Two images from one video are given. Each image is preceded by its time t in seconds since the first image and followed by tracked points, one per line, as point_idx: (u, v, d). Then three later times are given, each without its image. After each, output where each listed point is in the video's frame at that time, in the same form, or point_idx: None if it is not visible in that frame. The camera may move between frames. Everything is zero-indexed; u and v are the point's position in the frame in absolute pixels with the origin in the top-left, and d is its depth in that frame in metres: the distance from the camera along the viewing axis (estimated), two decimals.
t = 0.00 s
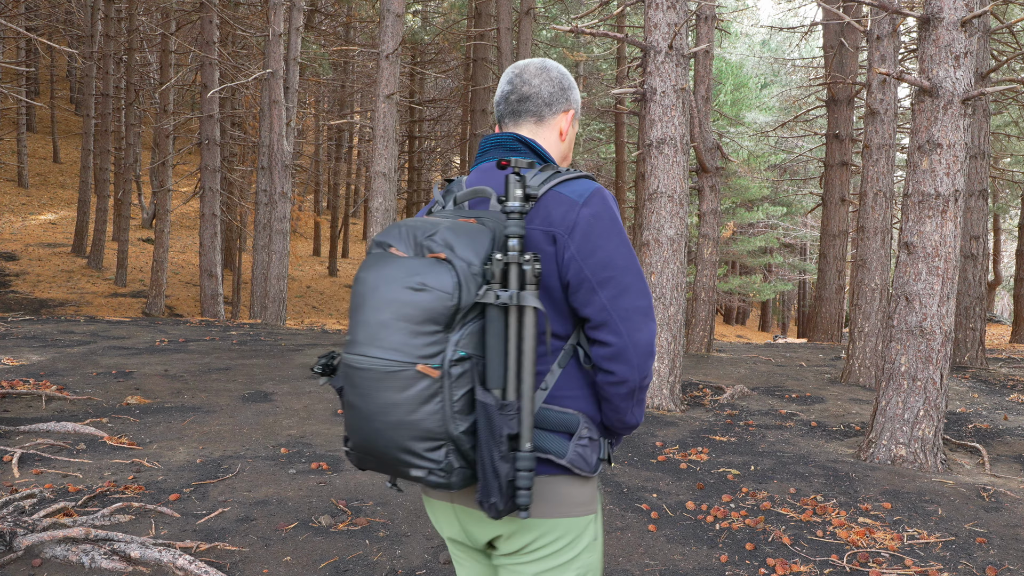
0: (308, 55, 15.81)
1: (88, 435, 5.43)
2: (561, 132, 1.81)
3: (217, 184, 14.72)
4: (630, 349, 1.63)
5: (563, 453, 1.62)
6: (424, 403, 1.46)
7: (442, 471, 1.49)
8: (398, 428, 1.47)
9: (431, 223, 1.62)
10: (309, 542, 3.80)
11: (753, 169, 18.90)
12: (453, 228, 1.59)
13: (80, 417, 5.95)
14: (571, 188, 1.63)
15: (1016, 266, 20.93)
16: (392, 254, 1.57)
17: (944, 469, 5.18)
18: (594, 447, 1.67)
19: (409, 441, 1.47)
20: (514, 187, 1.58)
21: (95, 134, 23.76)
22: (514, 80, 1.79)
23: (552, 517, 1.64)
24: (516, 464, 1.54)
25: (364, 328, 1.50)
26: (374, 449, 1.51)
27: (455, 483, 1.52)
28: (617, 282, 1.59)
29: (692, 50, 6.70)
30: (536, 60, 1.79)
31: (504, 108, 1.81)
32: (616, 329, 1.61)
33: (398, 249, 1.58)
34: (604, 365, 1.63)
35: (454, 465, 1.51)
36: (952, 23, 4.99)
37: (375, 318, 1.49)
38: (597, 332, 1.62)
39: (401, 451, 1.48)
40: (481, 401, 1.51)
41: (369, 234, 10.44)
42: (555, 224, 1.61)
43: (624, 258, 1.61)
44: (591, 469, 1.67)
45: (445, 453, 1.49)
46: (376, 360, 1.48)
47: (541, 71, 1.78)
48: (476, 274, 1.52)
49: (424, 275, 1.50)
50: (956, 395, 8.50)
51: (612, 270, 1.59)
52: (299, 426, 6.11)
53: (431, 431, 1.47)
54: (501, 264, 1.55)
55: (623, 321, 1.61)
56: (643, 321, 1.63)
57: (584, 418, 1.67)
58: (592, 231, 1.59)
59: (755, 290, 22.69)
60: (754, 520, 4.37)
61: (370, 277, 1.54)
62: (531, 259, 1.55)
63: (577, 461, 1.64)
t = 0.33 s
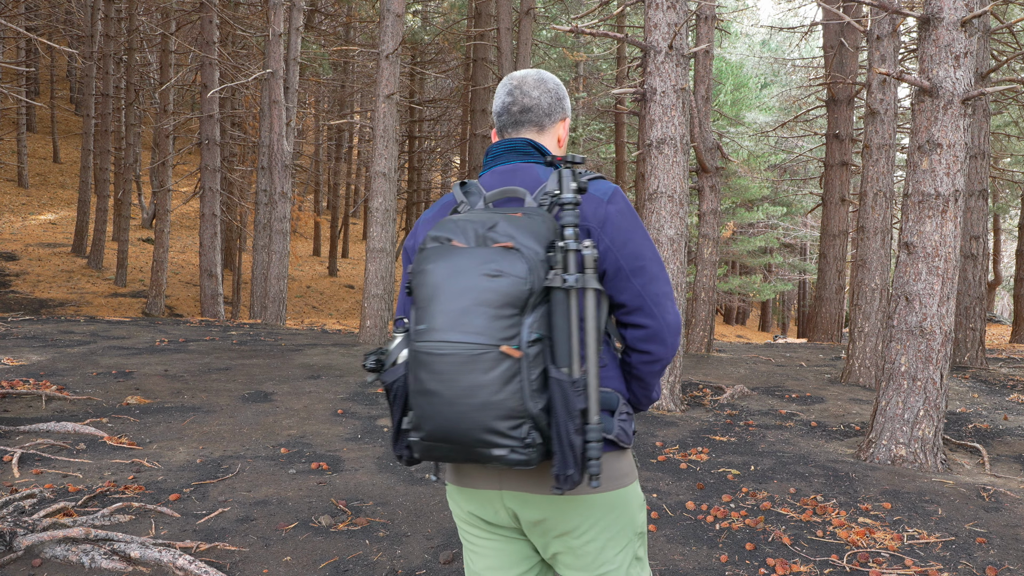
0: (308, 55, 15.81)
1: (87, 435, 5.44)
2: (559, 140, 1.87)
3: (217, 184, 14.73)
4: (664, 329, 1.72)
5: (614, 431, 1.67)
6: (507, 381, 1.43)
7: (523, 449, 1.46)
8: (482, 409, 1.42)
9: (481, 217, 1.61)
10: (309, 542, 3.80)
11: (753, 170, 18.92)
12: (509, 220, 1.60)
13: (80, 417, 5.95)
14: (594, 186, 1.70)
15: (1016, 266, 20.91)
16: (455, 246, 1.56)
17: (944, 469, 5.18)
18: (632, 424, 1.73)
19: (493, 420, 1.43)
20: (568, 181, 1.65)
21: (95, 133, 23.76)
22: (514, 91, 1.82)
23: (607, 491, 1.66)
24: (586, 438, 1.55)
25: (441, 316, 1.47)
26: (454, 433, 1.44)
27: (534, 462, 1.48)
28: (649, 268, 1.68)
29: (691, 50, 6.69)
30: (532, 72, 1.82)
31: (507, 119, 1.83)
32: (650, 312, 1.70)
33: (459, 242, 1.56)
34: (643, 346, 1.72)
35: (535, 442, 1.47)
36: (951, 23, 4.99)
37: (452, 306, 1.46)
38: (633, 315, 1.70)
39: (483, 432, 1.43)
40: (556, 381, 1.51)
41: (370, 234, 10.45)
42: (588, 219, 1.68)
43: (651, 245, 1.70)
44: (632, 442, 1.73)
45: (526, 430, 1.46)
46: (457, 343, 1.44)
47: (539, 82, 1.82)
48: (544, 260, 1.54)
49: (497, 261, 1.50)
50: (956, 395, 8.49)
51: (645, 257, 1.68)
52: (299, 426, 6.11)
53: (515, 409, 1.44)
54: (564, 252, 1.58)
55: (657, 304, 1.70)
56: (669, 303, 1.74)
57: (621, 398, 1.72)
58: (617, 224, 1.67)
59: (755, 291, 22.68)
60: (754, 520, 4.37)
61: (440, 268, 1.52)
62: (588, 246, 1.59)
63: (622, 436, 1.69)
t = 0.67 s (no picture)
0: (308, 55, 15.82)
1: (87, 436, 5.43)
2: (588, 146, 1.93)
3: (217, 184, 14.74)
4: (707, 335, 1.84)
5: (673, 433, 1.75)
6: (612, 385, 1.53)
7: (618, 450, 1.57)
8: (588, 413, 1.52)
9: (563, 223, 1.64)
10: (309, 542, 3.80)
11: (753, 169, 18.93)
12: (595, 227, 1.64)
13: (80, 417, 5.95)
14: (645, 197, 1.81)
15: (1016, 266, 20.91)
16: (552, 252, 1.60)
17: (944, 469, 5.17)
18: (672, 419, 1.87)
19: (597, 424, 1.52)
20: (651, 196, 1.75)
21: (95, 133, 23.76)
22: (548, 97, 1.86)
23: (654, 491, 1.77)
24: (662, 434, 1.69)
25: (550, 323, 1.52)
26: (558, 434, 1.53)
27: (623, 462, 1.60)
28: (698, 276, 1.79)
29: (691, 51, 6.69)
30: (564, 80, 1.88)
31: (542, 124, 1.87)
32: (699, 318, 1.81)
33: (553, 248, 1.60)
34: (692, 349, 1.83)
35: (627, 442, 1.59)
36: (951, 23, 4.99)
37: (561, 314, 1.52)
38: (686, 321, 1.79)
39: (588, 434, 1.52)
40: (647, 384, 1.62)
41: (370, 234, 10.44)
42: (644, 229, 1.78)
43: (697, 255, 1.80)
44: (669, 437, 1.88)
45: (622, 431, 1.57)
46: (569, 349, 1.50)
47: (570, 92, 1.88)
48: (635, 271, 1.64)
49: (599, 270, 1.58)
50: (956, 395, 8.49)
51: (695, 266, 1.78)
52: (299, 426, 6.11)
53: (616, 412, 1.54)
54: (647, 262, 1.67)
55: (704, 310, 1.82)
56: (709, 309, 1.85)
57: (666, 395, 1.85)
58: (670, 234, 1.77)
59: (755, 291, 22.68)
60: (754, 521, 4.36)
61: (546, 275, 1.56)
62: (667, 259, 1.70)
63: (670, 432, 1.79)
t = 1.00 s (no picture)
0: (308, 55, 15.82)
1: (87, 436, 5.43)
2: (655, 150, 2.01)
3: (217, 184, 14.73)
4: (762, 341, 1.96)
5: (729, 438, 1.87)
6: (684, 398, 1.62)
7: (683, 456, 1.67)
8: (661, 423, 1.61)
9: (640, 235, 1.74)
10: (309, 542, 3.80)
11: (753, 169, 18.94)
12: (671, 240, 1.74)
13: (80, 417, 5.95)
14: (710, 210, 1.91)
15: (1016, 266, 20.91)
16: (632, 267, 1.69)
17: (944, 470, 5.17)
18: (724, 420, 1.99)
19: (668, 433, 1.62)
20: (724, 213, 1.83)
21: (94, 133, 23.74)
22: (621, 102, 1.94)
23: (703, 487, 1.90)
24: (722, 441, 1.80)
25: (630, 337, 1.61)
26: (631, 442, 1.62)
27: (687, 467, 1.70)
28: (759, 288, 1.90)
29: (691, 51, 6.69)
30: (638, 85, 1.94)
31: (615, 128, 1.94)
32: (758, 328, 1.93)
33: (633, 262, 1.69)
34: (750, 358, 1.94)
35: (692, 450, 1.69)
36: (951, 23, 4.99)
37: (641, 328, 1.61)
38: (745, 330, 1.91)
39: (658, 443, 1.62)
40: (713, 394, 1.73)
41: (369, 234, 10.44)
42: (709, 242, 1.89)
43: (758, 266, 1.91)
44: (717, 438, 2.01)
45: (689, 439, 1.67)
46: (646, 365, 1.59)
47: (643, 97, 1.95)
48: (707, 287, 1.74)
49: (676, 286, 1.66)
50: (956, 395, 8.49)
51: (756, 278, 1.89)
52: (299, 426, 6.11)
53: (686, 422, 1.64)
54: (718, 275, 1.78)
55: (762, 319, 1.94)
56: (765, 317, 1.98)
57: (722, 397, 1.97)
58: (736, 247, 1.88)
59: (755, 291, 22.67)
60: (754, 521, 4.36)
61: (627, 288, 1.64)
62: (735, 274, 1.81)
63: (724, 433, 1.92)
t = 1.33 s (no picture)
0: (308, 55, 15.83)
1: (87, 436, 5.43)
2: (699, 155, 2.03)
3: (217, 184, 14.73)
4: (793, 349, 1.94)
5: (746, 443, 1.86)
6: (694, 394, 1.64)
7: (691, 452, 1.68)
8: (667, 417, 1.63)
9: (668, 235, 1.77)
10: (309, 542, 3.80)
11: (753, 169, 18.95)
12: (697, 241, 1.76)
13: (80, 417, 5.96)
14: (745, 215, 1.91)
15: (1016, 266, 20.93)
16: (652, 265, 1.72)
17: (945, 470, 5.17)
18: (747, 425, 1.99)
19: (674, 427, 1.64)
20: (753, 217, 1.81)
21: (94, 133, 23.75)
22: (667, 107, 1.97)
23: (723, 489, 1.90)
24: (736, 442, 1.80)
25: (641, 331, 1.64)
26: (637, 432, 1.65)
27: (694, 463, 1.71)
28: (790, 294, 1.89)
29: (691, 51, 6.69)
30: (685, 90, 1.96)
31: (660, 133, 1.97)
32: (787, 335, 1.93)
33: (654, 259, 1.73)
34: (774, 363, 1.94)
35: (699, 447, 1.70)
36: (951, 24, 5.00)
37: (654, 324, 1.64)
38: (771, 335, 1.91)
39: (664, 435, 1.64)
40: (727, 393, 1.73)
41: (369, 234, 10.44)
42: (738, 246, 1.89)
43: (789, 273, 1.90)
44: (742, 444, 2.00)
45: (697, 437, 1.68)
46: (655, 358, 1.62)
47: (690, 103, 1.97)
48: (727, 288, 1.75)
49: (694, 285, 1.69)
50: (955, 394, 8.49)
51: (787, 286, 1.88)
52: (298, 426, 6.11)
53: (694, 419, 1.65)
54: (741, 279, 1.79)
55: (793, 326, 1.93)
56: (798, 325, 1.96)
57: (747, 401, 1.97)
58: (766, 251, 1.87)
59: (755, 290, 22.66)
60: (754, 520, 4.36)
61: (645, 284, 1.68)
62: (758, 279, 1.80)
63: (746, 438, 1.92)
